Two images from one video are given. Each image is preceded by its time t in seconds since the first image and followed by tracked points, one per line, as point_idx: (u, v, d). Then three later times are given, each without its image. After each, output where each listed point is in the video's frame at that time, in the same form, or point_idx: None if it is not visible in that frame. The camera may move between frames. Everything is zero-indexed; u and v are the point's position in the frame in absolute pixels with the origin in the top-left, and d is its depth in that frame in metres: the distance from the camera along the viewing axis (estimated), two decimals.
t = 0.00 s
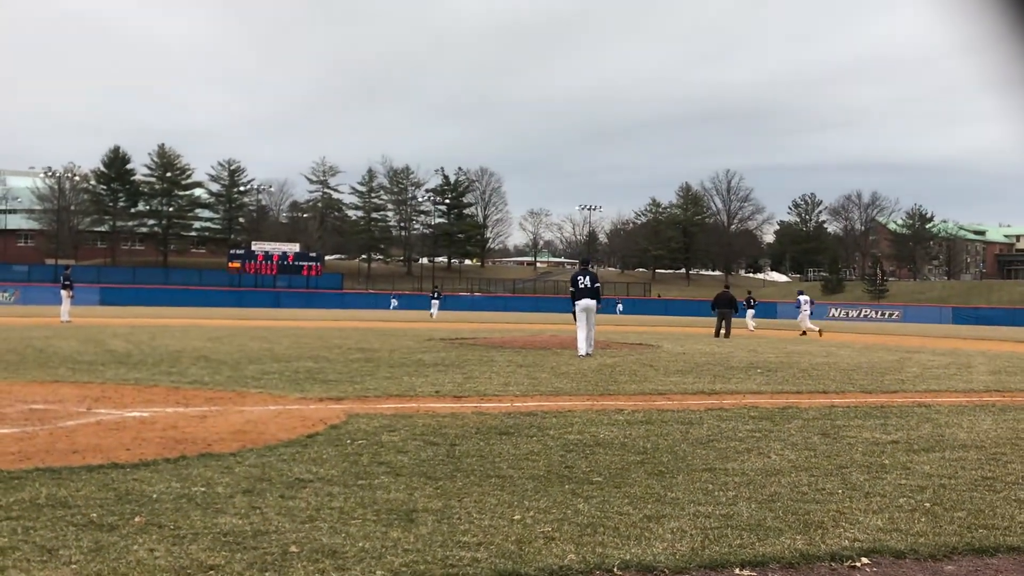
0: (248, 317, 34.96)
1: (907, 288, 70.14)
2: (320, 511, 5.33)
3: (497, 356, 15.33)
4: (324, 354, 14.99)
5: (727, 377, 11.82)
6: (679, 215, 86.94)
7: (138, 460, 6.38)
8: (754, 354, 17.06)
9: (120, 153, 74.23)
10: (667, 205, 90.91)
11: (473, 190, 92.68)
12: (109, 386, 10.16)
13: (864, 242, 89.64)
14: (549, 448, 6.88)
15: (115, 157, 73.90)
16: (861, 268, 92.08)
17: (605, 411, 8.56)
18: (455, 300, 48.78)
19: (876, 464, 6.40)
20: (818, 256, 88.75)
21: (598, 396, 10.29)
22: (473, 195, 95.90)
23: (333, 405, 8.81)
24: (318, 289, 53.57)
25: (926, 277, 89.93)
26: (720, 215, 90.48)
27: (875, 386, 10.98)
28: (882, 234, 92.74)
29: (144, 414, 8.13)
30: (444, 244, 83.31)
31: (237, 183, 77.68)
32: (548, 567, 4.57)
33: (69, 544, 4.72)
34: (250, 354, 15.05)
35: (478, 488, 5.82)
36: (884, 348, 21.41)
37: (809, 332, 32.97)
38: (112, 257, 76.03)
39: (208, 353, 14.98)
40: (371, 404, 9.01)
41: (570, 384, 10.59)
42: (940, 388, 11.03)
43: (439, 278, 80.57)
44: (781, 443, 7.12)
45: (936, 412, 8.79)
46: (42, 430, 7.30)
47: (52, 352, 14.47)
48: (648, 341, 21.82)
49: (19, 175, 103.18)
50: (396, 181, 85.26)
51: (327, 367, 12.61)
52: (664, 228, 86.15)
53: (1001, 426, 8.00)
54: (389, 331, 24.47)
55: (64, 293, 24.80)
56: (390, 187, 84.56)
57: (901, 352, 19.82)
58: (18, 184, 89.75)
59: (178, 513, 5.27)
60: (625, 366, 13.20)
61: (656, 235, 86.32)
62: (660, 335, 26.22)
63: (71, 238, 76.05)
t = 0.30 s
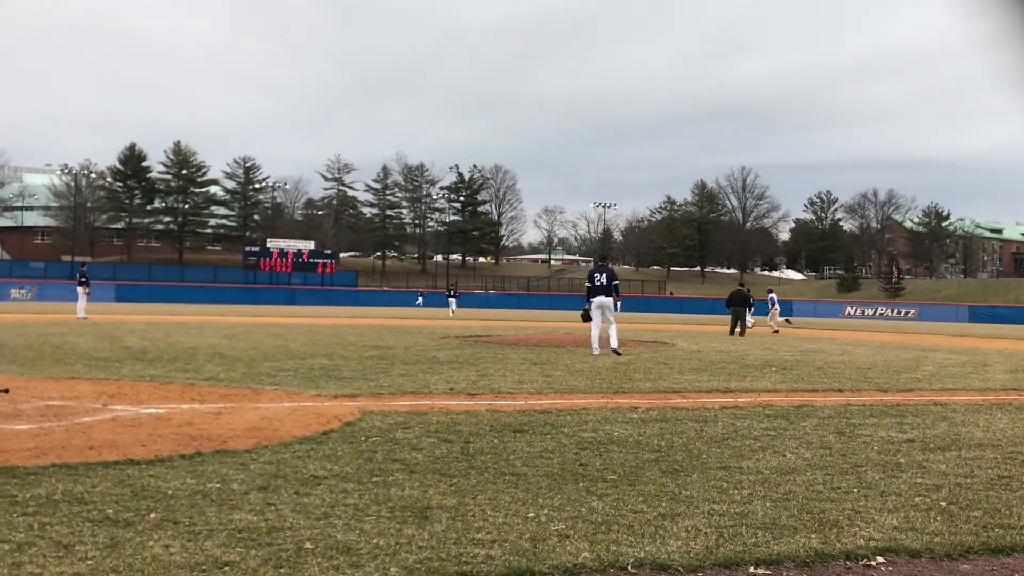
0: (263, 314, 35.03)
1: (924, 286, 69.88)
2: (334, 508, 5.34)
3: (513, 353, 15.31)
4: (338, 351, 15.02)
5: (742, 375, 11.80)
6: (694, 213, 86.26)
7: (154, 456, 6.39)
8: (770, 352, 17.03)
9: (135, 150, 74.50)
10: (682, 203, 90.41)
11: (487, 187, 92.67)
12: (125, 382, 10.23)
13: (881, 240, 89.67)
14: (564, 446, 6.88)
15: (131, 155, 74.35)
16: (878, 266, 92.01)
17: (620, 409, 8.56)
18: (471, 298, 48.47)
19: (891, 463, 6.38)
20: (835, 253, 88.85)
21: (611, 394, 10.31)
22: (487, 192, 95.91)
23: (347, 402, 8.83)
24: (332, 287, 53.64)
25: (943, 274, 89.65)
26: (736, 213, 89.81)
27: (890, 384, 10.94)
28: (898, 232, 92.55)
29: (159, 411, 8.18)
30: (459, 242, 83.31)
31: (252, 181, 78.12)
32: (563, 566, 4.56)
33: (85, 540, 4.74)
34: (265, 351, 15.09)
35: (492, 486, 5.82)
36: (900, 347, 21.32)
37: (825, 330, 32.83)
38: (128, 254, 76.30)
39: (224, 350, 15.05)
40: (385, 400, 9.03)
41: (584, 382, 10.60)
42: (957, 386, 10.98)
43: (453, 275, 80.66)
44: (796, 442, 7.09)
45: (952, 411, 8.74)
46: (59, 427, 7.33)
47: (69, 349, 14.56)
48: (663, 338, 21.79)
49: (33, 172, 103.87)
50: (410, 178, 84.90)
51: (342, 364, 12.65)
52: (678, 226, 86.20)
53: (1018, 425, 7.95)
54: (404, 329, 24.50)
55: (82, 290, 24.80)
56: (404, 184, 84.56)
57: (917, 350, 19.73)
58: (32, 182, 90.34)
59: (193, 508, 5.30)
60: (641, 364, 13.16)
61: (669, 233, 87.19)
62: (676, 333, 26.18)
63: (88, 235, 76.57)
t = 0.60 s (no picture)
0: (276, 312, 35.10)
1: (940, 284, 69.67)
2: (348, 505, 5.35)
3: (527, 351, 15.29)
4: (352, 349, 15.05)
5: (757, 373, 11.77)
6: (709, 211, 86.30)
7: (169, 453, 6.40)
8: (783, 350, 16.97)
9: (151, 148, 75.05)
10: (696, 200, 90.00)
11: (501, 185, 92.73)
12: (140, 379, 10.28)
13: (896, 237, 89.58)
14: (577, 444, 6.87)
15: (147, 153, 74.82)
16: (892, 264, 91.85)
17: (634, 408, 8.55)
18: (485, 296, 48.26)
19: (906, 461, 6.36)
20: (850, 251, 88.79)
21: (625, 392, 10.29)
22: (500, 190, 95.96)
23: (361, 400, 8.84)
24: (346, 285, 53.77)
25: (958, 272, 89.45)
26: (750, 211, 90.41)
27: (906, 383, 10.90)
28: (913, 230, 92.34)
29: (174, 408, 8.21)
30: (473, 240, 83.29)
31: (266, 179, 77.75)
32: (577, 563, 4.55)
33: (100, 536, 4.76)
34: (279, 348, 15.13)
35: (506, 484, 5.82)
36: (915, 345, 21.24)
37: (840, 328, 32.75)
38: (144, 252, 76.64)
39: (238, 347, 15.09)
40: (398, 398, 9.04)
41: (598, 380, 10.60)
42: (974, 385, 10.93)
43: (466, 273, 80.72)
44: (811, 440, 7.07)
45: (968, 410, 8.70)
46: (74, 424, 7.36)
47: (84, 346, 14.63)
48: (678, 337, 21.73)
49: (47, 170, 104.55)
50: (424, 176, 85.17)
51: (356, 362, 12.67)
52: (692, 224, 86.68)
53: None
54: (418, 327, 24.51)
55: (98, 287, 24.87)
56: (418, 182, 84.67)
57: (932, 348, 19.67)
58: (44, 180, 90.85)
59: (208, 505, 5.31)
60: (656, 363, 13.12)
61: (683, 231, 87.29)
62: (691, 331, 26.12)
63: (103, 233, 77.21)
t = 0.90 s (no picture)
0: (287, 310, 35.14)
1: (952, 282, 69.44)
2: (359, 504, 5.36)
3: (537, 349, 15.29)
4: (361, 347, 15.07)
5: (767, 372, 11.76)
6: (719, 208, 85.78)
7: (179, 451, 6.42)
8: (793, 348, 16.96)
9: (160, 147, 74.59)
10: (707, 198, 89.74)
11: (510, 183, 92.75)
12: (152, 377, 10.31)
13: (907, 235, 89.32)
14: (587, 442, 6.87)
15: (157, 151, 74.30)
16: (903, 261, 91.58)
17: (644, 406, 8.56)
18: (494, 294, 48.19)
19: (917, 460, 6.35)
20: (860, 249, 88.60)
21: (634, 390, 10.30)
22: (510, 188, 95.95)
23: (371, 398, 8.86)
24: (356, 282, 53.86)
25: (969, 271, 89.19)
26: (761, 209, 90.00)
27: (917, 381, 10.88)
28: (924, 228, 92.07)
29: (184, 406, 8.24)
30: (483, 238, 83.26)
31: (276, 177, 77.72)
32: (588, 562, 4.54)
33: (111, 535, 4.77)
34: (289, 347, 15.15)
35: (516, 482, 5.83)
36: (925, 342, 21.20)
37: (851, 326, 32.70)
38: (155, 251, 77.05)
39: (248, 345, 15.11)
40: (408, 396, 9.05)
41: (608, 378, 10.59)
42: (985, 383, 10.90)
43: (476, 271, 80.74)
44: (821, 438, 7.06)
45: (978, 408, 8.68)
46: (86, 422, 7.38)
47: (95, 345, 14.67)
48: (688, 335, 21.71)
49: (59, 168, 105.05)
50: (434, 174, 85.26)
51: (366, 359, 12.68)
52: (703, 221, 86.12)
53: None
54: (429, 325, 24.55)
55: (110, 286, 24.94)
56: (428, 180, 84.71)
57: (944, 346, 19.63)
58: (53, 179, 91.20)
59: (218, 504, 5.32)
60: (665, 360, 13.10)
61: (694, 229, 86.87)
62: (702, 329, 26.09)
63: (114, 232, 77.62)
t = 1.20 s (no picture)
0: (296, 309, 35.14)
1: (961, 280, 69.30)
2: (368, 502, 5.36)
3: (547, 348, 15.28)
4: (370, 346, 15.06)
5: (777, 370, 11.72)
6: (727, 207, 85.71)
7: (189, 450, 6.43)
8: (804, 346, 16.92)
9: (169, 146, 74.73)
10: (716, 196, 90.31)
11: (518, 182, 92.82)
12: (161, 376, 10.30)
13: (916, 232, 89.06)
14: (596, 440, 6.87)
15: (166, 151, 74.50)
16: (912, 259, 91.38)
17: (653, 404, 8.56)
18: (503, 293, 48.16)
19: (926, 458, 6.33)
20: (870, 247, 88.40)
21: (644, 388, 10.28)
22: (518, 186, 95.90)
23: (380, 397, 8.87)
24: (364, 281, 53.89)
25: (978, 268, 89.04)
26: (770, 206, 89.43)
27: (928, 379, 10.84)
28: (934, 226, 91.81)
29: (194, 405, 8.27)
30: (491, 236, 83.17)
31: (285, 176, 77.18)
32: (597, 560, 4.54)
33: (121, 533, 4.78)
34: (298, 345, 15.15)
35: (525, 480, 5.83)
36: (935, 341, 21.16)
37: (861, 325, 32.68)
38: (163, 250, 77.44)
39: (258, 345, 15.12)
40: (416, 395, 9.06)
41: (618, 377, 10.57)
42: (995, 381, 10.86)
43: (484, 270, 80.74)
44: (830, 436, 7.04)
45: (988, 406, 8.65)
46: (96, 420, 7.40)
47: (104, 344, 14.68)
48: (698, 333, 21.68)
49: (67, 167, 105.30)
50: (442, 174, 85.37)
51: (375, 358, 12.68)
52: (711, 220, 86.45)
53: None
54: (439, 324, 24.54)
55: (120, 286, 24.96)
56: (436, 179, 84.73)
57: (955, 344, 19.58)
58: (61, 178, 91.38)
59: (228, 502, 5.32)
60: (675, 359, 13.07)
61: (702, 228, 87.31)
62: (712, 328, 26.05)
63: (122, 230, 77.84)
